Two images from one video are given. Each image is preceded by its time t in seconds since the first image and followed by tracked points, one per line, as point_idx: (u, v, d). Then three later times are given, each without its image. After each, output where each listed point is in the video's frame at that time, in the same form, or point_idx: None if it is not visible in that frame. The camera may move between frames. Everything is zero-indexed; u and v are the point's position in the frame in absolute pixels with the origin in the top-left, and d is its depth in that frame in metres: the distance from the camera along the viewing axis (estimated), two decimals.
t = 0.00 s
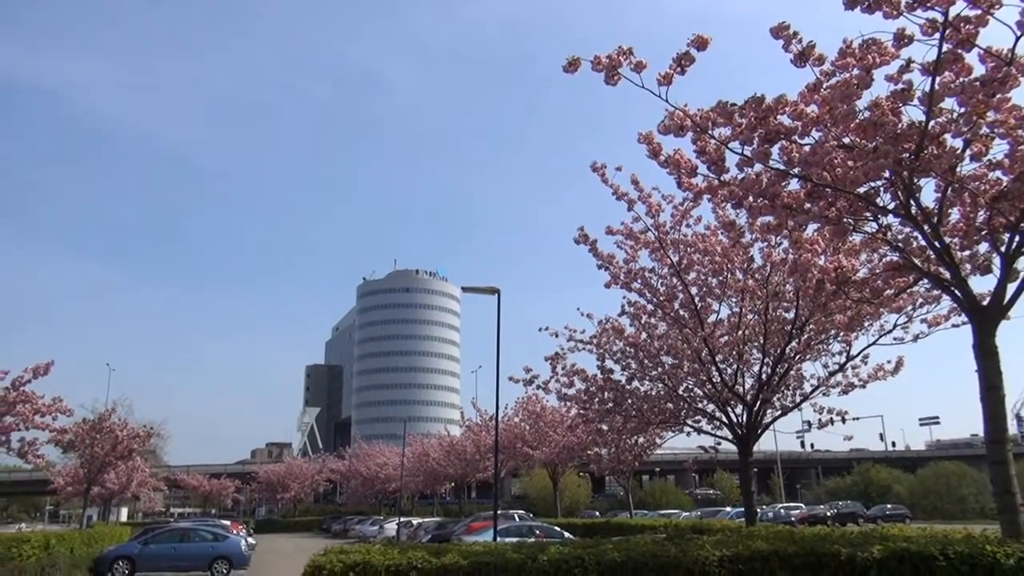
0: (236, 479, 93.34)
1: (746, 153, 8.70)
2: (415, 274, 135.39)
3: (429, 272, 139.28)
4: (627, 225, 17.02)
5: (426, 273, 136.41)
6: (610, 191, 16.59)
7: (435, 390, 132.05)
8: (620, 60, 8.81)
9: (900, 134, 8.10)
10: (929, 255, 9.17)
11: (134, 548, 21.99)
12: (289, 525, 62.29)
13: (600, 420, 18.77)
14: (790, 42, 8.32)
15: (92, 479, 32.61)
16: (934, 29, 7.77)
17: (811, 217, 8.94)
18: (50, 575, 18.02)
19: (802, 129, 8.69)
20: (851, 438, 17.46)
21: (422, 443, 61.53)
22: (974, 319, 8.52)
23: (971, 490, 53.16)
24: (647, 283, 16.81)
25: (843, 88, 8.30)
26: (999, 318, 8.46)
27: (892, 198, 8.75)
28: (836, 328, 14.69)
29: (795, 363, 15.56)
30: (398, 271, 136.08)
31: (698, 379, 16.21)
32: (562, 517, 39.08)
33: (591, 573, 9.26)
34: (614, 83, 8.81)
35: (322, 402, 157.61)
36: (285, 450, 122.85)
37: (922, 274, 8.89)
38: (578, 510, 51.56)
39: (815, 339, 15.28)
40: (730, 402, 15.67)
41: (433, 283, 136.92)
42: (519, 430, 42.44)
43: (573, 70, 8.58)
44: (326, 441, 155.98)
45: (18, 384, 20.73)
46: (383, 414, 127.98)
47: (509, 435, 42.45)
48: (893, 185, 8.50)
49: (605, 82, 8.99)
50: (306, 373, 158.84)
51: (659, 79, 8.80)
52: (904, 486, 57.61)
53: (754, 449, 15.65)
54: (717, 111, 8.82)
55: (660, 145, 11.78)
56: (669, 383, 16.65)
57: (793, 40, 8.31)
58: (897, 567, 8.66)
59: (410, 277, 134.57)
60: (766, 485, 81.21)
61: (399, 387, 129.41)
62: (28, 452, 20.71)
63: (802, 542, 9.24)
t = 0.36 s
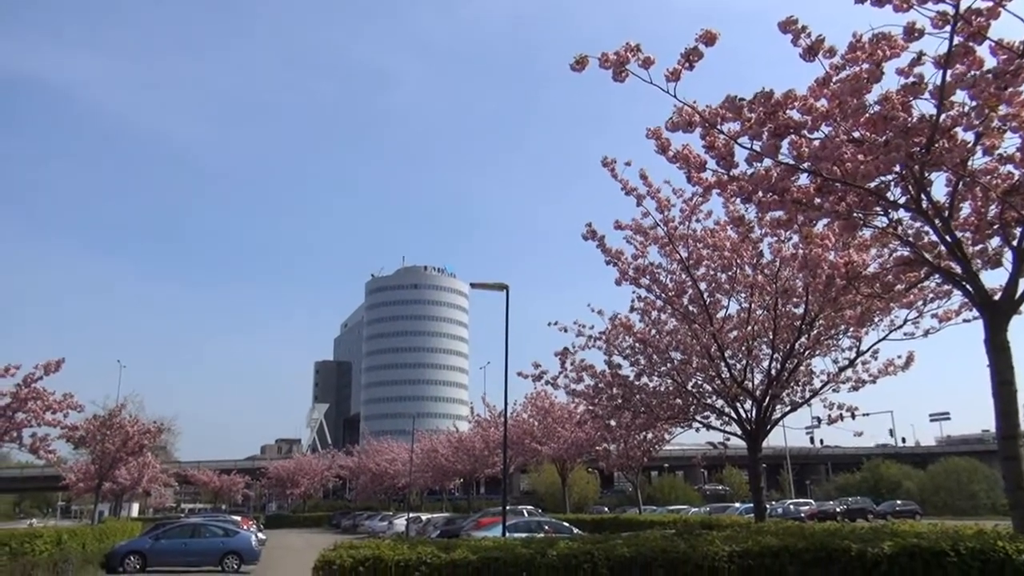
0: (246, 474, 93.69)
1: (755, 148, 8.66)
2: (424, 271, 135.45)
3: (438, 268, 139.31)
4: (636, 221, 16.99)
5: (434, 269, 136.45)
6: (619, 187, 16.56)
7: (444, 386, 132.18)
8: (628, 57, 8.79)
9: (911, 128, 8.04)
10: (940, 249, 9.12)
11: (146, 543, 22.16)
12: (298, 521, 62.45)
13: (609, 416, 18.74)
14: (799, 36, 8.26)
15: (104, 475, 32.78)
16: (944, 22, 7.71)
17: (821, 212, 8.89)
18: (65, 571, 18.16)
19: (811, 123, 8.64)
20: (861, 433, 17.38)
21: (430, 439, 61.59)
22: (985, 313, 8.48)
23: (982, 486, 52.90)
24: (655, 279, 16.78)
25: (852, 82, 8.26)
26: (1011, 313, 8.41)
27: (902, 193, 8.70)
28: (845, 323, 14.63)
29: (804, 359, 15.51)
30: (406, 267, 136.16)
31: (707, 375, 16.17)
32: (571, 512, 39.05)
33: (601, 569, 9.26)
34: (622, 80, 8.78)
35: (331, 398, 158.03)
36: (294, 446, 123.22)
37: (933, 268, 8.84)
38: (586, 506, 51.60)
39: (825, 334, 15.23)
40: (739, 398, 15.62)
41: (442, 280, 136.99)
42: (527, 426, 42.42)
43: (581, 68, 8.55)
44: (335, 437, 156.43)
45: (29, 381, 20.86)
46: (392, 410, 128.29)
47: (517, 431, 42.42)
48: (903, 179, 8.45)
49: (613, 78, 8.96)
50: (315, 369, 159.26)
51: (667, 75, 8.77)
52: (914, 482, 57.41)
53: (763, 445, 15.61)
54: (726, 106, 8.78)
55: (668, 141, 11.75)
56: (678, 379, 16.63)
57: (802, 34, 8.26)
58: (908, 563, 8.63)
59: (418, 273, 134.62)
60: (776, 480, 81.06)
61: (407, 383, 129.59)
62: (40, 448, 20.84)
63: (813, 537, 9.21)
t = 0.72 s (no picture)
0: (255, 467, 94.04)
1: (765, 141, 8.61)
2: (432, 265, 135.43)
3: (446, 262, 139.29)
4: (645, 215, 16.96)
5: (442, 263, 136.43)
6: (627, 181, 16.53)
7: (452, 380, 132.45)
8: (637, 49, 8.74)
9: (922, 121, 7.99)
10: (950, 243, 9.06)
11: (156, 534, 22.29)
12: (306, 514, 62.69)
13: (617, 409, 18.72)
14: (810, 28, 8.21)
15: (114, 467, 32.98)
16: (956, 15, 7.66)
17: (832, 206, 8.84)
18: (76, 564, 18.88)
19: (821, 116, 8.58)
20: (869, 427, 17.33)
21: (439, 432, 61.69)
22: (996, 307, 8.43)
23: (992, 481, 52.78)
24: (664, 273, 16.74)
25: (863, 75, 8.21)
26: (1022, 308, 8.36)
27: (913, 185, 8.63)
28: (855, 317, 14.57)
29: (813, 353, 15.46)
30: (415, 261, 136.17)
31: (716, 369, 16.13)
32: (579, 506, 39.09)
33: (609, 563, 9.25)
34: (631, 72, 8.74)
35: (340, 391, 158.48)
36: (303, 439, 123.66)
37: (944, 262, 8.79)
38: (594, 500, 51.63)
39: (834, 328, 15.17)
40: (747, 392, 15.59)
41: (450, 274, 136.99)
42: (536, 419, 42.45)
43: (590, 61, 8.50)
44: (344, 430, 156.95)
45: (40, 373, 20.99)
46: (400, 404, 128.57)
47: (525, 424, 42.46)
48: (914, 173, 8.40)
49: (623, 70, 8.92)
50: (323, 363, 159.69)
51: (677, 67, 8.73)
52: (923, 477, 57.24)
53: (771, 440, 15.57)
54: (736, 99, 8.74)
55: (678, 134, 11.70)
56: (687, 373, 16.60)
57: (812, 27, 8.20)
58: (917, 557, 8.62)
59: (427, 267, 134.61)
60: (784, 475, 80.99)
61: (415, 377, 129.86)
62: (51, 440, 20.97)
63: (822, 532, 9.20)
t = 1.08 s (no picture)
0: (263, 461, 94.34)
1: (775, 133, 8.56)
2: (439, 259, 135.34)
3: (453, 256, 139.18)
4: (653, 208, 16.90)
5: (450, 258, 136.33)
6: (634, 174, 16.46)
7: (460, 374, 132.62)
8: (647, 38, 8.68)
9: (933, 113, 7.91)
10: (960, 237, 8.98)
11: (166, 527, 22.41)
12: (314, 507, 62.90)
13: (625, 403, 18.69)
14: (821, 19, 8.14)
15: (124, 460, 33.15)
16: (968, 6, 7.57)
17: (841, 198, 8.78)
18: (86, 556, 18.98)
19: (831, 109, 8.52)
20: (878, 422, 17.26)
21: (446, 426, 61.73)
22: (1007, 300, 8.36)
23: (1000, 476, 52.55)
24: (672, 266, 16.69)
25: (873, 66, 8.14)
26: None
27: (924, 178, 8.56)
28: (864, 311, 14.49)
29: (822, 347, 15.40)
30: (422, 255, 136.09)
31: (724, 363, 16.08)
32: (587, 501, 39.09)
33: (617, 556, 9.24)
34: (640, 62, 8.69)
35: (348, 385, 158.85)
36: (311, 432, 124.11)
37: (954, 255, 8.71)
38: (601, 493, 51.66)
39: (843, 323, 15.11)
40: (755, 386, 15.54)
41: (458, 268, 136.89)
42: (543, 414, 42.44)
43: (599, 49, 8.45)
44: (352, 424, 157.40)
45: (50, 366, 21.09)
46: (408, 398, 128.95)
47: (533, 418, 42.43)
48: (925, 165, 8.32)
49: (631, 60, 8.86)
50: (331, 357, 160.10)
51: (686, 57, 8.67)
52: (931, 472, 57.07)
53: (779, 434, 15.52)
54: (745, 91, 8.68)
55: (686, 126, 11.64)
56: (695, 367, 16.55)
57: (823, 17, 8.14)
58: (926, 551, 8.57)
59: (434, 262, 134.54)
60: (791, 469, 80.92)
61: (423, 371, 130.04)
62: (61, 434, 21.08)
63: (830, 526, 9.15)
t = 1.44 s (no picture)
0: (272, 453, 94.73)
1: (783, 124, 8.50)
2: (446, 252, 135.24)
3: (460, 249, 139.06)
4: (660, 200, 16.84)
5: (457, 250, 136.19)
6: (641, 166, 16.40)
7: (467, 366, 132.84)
8: (655, 27, 8.63)
9: (944, 102, 7.84)
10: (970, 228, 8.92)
11: (176, 519, 22.55)
12: (322, 499, 63.13)
13: (632, 395, 18.67)
14: (830, 6, 8.08)
15: (134, 452, 33.33)
16: None
17: (851, 188, 8.73)
18: (98, 547, 19.34)
19: (841, 98, 8.46)
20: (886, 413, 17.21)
21: (453, 418, 61.81)
22: (1018, 292, 8.29)
23: (1010, 468, 52.35)
24: (679, 258, 16.64)
25: (884, 55, 8.05)
26: None
27: (934, 168, 8.49)
28: (873, 302, 14.43)
29: (830, 339, 15.34)
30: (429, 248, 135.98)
31: (732, 355, 16.02)
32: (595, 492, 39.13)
33: (626, 547, 9.25)
34: (648, 51, 8.64)
35: (356, 378, 159.29)
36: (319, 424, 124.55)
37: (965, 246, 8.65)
38: (608, 485, 51.69)
39: (852, 314, 15.05)
40: (764, 377, 15.50)
41: (465, 260, 136.77)
42: (551, 406, 42.48)
43: (607, 37, 8.40)
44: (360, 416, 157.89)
45: (60, 359, 21.19)
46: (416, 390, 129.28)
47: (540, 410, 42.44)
48: (935, 155, 8.26)
49: (639, 50, 8.81)
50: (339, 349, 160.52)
51: (695, 46, 8.61)
52: (940, 463, 56.93)
53: (788, 425, 15.47)
54: (755, 80, 8.62)
55: (694, 116, 11.57)
56: (702, 359, 16.50)
57: (833, 5, 8.07)
58: (936, 542, 8.55)
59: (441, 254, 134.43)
60: (799, 462, 80.80)
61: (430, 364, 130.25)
62: (72, 426, 21.20)
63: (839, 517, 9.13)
